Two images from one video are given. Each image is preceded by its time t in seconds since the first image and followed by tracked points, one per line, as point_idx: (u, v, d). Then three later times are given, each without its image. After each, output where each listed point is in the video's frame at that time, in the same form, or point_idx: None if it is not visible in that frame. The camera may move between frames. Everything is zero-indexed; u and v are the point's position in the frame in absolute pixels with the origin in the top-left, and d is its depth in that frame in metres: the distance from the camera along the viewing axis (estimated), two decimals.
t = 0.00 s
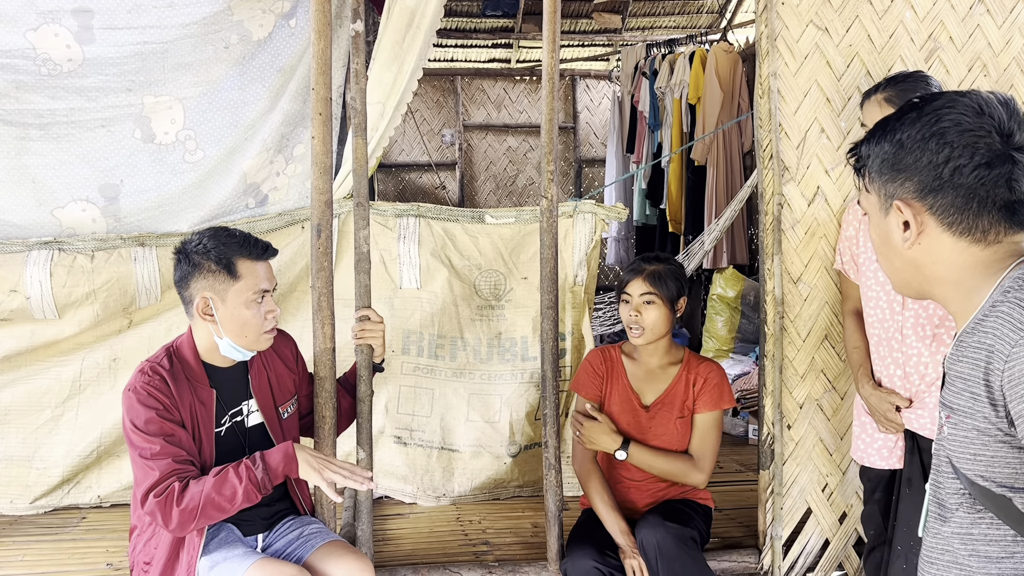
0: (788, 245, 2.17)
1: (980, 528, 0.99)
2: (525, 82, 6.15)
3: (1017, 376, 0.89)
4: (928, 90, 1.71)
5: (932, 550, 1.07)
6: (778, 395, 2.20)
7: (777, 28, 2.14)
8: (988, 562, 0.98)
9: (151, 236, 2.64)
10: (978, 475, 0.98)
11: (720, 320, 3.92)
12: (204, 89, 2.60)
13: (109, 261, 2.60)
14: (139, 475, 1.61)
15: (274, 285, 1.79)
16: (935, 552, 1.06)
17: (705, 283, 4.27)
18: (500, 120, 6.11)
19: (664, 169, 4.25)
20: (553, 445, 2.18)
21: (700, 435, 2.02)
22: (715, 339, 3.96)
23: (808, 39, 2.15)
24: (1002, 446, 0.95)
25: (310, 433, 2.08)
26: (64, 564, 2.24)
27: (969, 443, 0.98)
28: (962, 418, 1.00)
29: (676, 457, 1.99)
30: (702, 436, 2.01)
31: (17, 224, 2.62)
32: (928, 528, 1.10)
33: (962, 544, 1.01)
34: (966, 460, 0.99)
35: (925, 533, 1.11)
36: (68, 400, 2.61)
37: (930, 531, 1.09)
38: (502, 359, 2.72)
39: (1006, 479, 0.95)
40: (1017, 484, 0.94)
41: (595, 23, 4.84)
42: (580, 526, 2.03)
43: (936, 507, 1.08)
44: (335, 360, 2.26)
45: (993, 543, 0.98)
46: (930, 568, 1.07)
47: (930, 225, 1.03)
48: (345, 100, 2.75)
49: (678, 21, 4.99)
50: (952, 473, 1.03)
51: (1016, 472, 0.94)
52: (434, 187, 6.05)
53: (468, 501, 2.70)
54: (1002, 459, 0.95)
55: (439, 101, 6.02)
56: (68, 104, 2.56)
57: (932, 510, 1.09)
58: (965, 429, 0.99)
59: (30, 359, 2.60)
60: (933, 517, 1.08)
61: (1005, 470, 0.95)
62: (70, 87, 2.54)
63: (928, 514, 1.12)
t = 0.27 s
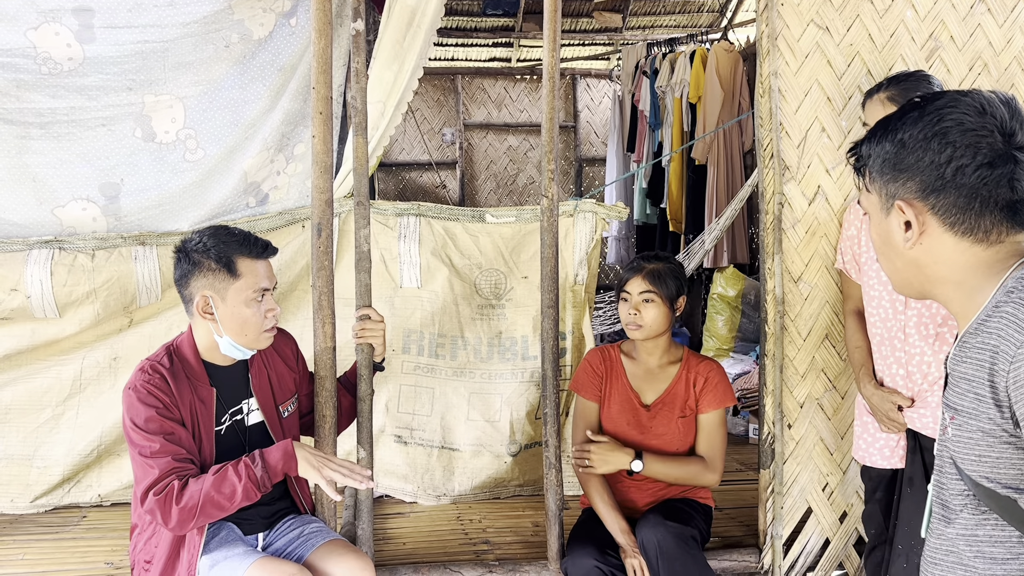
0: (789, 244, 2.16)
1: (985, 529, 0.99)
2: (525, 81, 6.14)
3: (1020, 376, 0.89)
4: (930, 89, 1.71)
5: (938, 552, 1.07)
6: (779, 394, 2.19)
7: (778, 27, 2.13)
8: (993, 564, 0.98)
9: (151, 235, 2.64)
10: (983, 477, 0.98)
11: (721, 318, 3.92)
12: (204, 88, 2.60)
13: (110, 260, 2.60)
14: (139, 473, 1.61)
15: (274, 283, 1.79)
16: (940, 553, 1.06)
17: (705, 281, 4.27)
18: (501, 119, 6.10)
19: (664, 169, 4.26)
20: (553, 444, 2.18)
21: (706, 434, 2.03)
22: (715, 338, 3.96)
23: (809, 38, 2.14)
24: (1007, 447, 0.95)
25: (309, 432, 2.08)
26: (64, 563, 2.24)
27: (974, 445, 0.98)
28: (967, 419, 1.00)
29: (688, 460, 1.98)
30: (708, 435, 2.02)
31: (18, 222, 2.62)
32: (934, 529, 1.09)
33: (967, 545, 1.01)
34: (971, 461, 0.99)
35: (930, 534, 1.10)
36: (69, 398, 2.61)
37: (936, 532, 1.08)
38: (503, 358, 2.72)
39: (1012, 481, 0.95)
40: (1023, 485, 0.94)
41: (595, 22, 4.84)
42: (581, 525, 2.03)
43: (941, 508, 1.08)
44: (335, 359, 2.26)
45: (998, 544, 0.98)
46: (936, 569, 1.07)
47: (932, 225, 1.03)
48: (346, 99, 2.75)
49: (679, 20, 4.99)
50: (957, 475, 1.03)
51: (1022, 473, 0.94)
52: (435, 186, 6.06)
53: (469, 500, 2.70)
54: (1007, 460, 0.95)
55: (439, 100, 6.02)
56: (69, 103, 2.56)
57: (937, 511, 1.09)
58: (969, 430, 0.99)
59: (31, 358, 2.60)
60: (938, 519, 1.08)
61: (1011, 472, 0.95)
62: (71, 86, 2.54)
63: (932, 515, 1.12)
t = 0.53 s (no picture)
0: (790, 243, 2.16)
1: (988, 530, 0.99)
2: (526, 80, 6.14)
3: (1021, 377, 0.89)
4: (933, 88, 1.71)
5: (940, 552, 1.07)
6: (780, 394, 2.18)
7: (780, 26, 2.13)
8: (996, 564, 0.98)
9: (152, 234, 2.64)
10: (985, 477, 0.97)
11: (721, 318, 3.91)
12: (205, 87, 2.60)
13: (111, 259, 2.60)
14: (139, 471, 1.61)
15: (274, 281, 1.78)
16: (943, 553, 1.06)
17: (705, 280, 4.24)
18: (501, 118, 6.10)
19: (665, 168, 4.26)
20: (553, 443, 2.18)
21: (709, 434, 2.03)
22: (716, 337, 3.96)
23: (811, 37, 2.14)
24: (1009, 448, 0.95)
25: (310, 431, 2.08)
26: (65, 561, 2.24)
27: (976, 446, 0.98)
28: (969, 420, 1.00)
29: (692, 459, 1.98)
30: (712, 434, 2.03)
31: (19, 221, 2.63)
32: (936, 529, 1.09)
33: (970, 546, 1.01)
34: (973, 462, 0.99)
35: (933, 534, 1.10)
36: (70, 397, 2.61)
37: (938, 532, 1.08)
38: (503, 357, 2.72)
39: (1014, 482, 0.95)
40: None
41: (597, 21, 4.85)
42: (582, 525, 2.03)
43: (944, 509, 1.08)
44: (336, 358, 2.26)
45: (1000, 545, 0.98)
46: (938, 569, 1.07)
47: (933, 225, 1.03)
48: (346, 98, 2.75)
49: (680, 19, 4.99)
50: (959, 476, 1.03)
51: None
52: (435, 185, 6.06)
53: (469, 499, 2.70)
54: (1009, 461, 0.95)
55: (440, 99, 6.02)
56: (69, 102, 2.55)
57: (940, 512, 1.09)
58: (971, 431, 0.99)
59: (32, 356, 2.60)
60: (941, 519, 1.08)
61: (1013, 473, 0.95)
62: (71, 85, 2.54)
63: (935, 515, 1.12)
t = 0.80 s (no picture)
0: (791, 242, 2.16)
1: (989, 529, 0.99)
2: (527, 79, 6.13)
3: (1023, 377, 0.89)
4: (936, 86, 1.71)
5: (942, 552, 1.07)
6: (781, 393, 2.18)
7: (780, 25, 2.13)
8: (997, 564, 0.98)
9: (153, 233, 2.65)
10: (987, 477, 0.97)
11: (722, 317, 3.95)
12: (206, 86, 2.60)
13: (112, 258, 2.60)
14: (138, 470, 1.61)
15: (272, 275, 1.79)
16: (945, 552, 1.06)
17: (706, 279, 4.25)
18: (502, 116, 6.10)
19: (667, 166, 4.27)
20: (554, 442, 2.18)
21: (700, 429, 2.01)
22: (717, 336, 3.97)
23: (811, 36, 2.13)
24: (1010, 447, 0.95)
25: (311, 430, 2.07)
26: (66, 560, 2.24)
27: (977, 445, 0.98)
28: (970, 419, 1.00)
29: (677, 451, 1.97)
30: (703, 430, 2.01)
31: (19, 220, 2.63)
32: (938, 529, 1.09)
33: (972, 545, 1.01)
34: (974, 461, 0.99)
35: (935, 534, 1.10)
36: (71, 396, 2.61)
37: (941, 532, 1.08)
38: (504, 356, 2.72)
39: (1015, 481, 0.95)
40: None
41: (598, 19, 4.87)
42: (582, 523, 2.03)
43: (946, 509, 1.08)
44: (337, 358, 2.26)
45: (1002, 544, 0.98)
46: (939, 568, 1.07)
47: (935, 224, 1.03)
48: (347, 97, 2.75)
49: (681, 18, 4.99)
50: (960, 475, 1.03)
51: None
52: (436, 184, 6.06)
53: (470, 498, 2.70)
54: (1010, 460, 0.95)
55: (441, 98, 6.02)
56: (70, 101, 2.55)
57: (942, 512, 1.09)
58: (973, 431, 0.99)
59: (33, 355, 2.61)
60: (942, 519, 1.08)
61: (1014, 472, 0.95)
62: (72, 84, 2.54)
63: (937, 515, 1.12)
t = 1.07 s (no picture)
0: (792, 241, 2.15)
1: (991, 528, 0.99)
2: (528, 78, 6.14)
3: None
4: (937, 86, 1.72)
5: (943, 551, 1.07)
6: (782, 392, 2.17)
7: (781, 24, 2.12)
8: (999, 562, 0.98)
9: (154, 232, 2.65)
10: (989, 476, 0.97)
11: (723, 316, 3.99)
12: (207, 85, 2.60)
13: (113, 257, 2.61)
14: (139, 469, 1.61)
15: (270, 271, 1.80)
16: (947, 551, 1.06)
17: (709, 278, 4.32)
18: (503, 116, 6.10)
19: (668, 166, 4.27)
20: (555, 441, 2.18)
21: (697, 429, 2.01)
22: (718, 335, 3.99)
23: (813, 35, 2.13)
24: (1012, 446, 0.95)
25: (312, 429, 2.07)
26: (68, 559, 2.25)
27: (979, 444, 0.98)
28: (972, 418, 1.00)
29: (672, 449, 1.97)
30: (699, 430, 2.01)
31: (21, 219, 2.63)
32: (938, 528, 1.09)
33: (973, 544, 1.01)
34: (976, 460, 0.99)
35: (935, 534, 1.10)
36: (72, 395, 2.61)
37: (941, 532, 1.08)
38: (505, 355, 2.72)
39: (1017, 480, 0.95)
40: None
41: (599, 19, 4.88)
42: (582, 523, 2.03)
43: (947, 508, 1.08)
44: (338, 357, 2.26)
45: (1005, 543, 0.98)
46: (940, 568, 1.07)
47: (951, 219, 1.03)
48: (348, 96, 2.75)
49: (682, 17, 4.99)
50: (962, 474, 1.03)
51: None
52: (437, 183, 6.06)
53: (471, 497, 2.70)
54: (1013, 459, 0.95)
55: (442, 97, 6.02)
56: (71, 99, 2.56)
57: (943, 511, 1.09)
58: (975, 429, 0.99)
59: (34, 354, 2.61)
60: (943, 518, 1.08)
61: (1016, 471, 0.94)
62: (73, 82, 2.54)
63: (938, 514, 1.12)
